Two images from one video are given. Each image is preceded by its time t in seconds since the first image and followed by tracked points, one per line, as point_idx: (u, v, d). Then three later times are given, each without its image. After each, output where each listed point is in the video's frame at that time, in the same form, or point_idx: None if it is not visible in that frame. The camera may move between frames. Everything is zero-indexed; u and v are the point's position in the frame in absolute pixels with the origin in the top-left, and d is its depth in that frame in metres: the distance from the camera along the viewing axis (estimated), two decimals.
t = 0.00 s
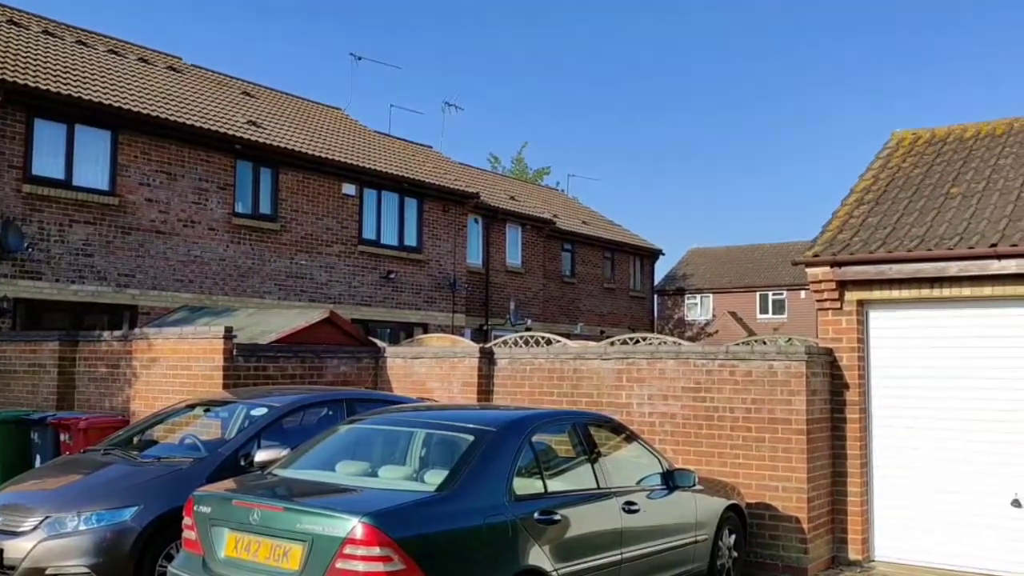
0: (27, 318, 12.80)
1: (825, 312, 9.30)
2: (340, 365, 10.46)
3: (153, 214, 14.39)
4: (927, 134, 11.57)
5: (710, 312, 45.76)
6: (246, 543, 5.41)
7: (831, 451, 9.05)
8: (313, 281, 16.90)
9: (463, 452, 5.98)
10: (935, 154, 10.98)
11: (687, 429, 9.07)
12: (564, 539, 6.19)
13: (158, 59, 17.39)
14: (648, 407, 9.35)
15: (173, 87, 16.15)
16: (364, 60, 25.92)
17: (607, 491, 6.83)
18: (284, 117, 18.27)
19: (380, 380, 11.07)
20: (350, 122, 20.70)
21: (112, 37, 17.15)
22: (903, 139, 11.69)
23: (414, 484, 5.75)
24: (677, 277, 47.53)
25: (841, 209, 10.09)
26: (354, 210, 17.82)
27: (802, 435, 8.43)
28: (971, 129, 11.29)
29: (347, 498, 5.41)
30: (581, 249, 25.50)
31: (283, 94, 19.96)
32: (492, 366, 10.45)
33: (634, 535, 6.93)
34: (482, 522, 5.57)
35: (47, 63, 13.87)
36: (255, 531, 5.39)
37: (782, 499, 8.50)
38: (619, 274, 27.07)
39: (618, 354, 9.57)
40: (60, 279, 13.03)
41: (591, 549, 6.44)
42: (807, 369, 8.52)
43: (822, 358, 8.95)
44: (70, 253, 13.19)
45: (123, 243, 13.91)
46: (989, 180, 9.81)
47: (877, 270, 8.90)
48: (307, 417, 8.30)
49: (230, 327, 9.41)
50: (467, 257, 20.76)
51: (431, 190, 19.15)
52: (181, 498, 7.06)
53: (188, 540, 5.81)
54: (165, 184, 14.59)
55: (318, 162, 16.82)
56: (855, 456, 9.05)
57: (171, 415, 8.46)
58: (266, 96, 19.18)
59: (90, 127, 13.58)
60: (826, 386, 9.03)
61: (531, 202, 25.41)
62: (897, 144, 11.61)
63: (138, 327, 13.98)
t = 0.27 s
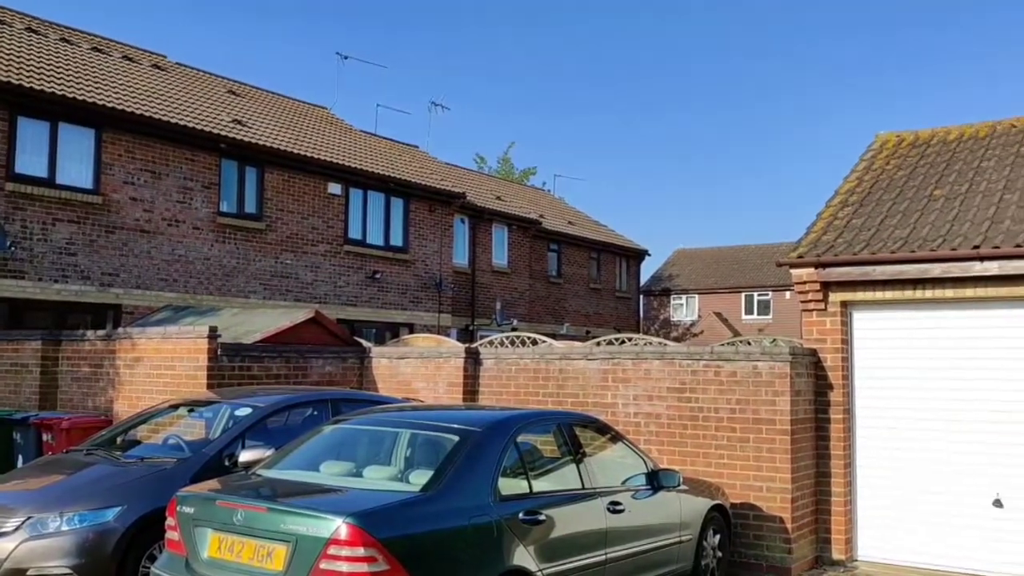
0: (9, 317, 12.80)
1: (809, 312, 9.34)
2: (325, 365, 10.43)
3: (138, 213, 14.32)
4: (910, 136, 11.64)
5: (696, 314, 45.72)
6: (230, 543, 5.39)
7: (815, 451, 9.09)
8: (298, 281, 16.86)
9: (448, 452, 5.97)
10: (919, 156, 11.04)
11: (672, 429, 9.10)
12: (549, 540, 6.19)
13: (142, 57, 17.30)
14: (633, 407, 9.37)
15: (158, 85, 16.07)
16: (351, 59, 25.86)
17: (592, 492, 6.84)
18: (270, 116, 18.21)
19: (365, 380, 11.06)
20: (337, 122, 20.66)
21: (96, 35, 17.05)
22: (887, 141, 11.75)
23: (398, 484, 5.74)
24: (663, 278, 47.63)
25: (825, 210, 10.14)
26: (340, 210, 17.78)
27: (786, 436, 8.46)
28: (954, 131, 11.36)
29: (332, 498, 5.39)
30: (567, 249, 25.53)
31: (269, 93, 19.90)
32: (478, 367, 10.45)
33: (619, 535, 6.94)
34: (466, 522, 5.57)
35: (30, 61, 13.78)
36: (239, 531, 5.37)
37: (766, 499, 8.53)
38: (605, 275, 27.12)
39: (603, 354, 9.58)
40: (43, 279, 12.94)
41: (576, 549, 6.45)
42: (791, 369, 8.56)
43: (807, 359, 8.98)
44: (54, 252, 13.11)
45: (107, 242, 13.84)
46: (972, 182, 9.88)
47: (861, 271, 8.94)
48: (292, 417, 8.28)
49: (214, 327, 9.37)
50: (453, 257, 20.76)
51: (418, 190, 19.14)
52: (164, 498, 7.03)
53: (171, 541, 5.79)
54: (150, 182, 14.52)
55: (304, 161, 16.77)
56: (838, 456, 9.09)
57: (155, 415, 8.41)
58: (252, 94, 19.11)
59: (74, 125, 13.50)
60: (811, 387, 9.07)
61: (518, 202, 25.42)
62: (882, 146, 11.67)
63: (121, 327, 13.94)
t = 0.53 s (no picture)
0: None
1: (795, 312, 9.38)
2: (311, 364, 10.40)
3: (122, 211, 14.25)
4: (895, 137, 11.71)
5: (682, 313, 45.91)
6: (214, 543, 5.37)
7: (800, 450, 9.13)
8: (284, 280, 16.81)
9: (434, 452, 5.97)
10: (904, 157, 11.10)
11: (658, 429, 9.11)
12: (535, 539, 6.19)
13: (127, 54, 17.20)
14: (619, 407, 9.38)
15: (143, 83, 15.99)
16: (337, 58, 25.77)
17: (578, 491, 6.85)
18: (256, 114, 18.14)
19: (351, 379, 11.04)
20: (324, 121, 20.60)
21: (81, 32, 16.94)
22: (872, 142, 11.82)
23: (384, 484, 5.72)
24: (649, 278, 47.72)
25: (811, 211, 10.18)
26: (326, 209, 17.74)
27: (771, 435, 8.49)
28: (938, 133, 11.43)
29: (318, 498, 5.38)
30: (554, 249, 25.55)
31: (256, 92, 19.82)
32: (464, 366, 10.44)
33: (605, 534, 6.95)
34: (452, 522, 5.57)
35: (14, 58, 13.67)
36: (224, 531, 5.35)
37: (752, 499, 8.56)
38: (591, 275, 27.15)
39: (590, 354, 9.59)
40: (27, 277, 12.85)
41: (562, 549, 6.45)
42: (777, 369, 8.59)
43: (792, 359, 9.02)
44: (37, 250, 13.01)
45: (91, 240, 13.76)
46: (956, 184, 9.94)
47: (846, 272, 8.99)
48: (278, 417, 8.25)
49: (199, 326, 9.32)
50: (440, 257, 20.73)
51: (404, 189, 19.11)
52: (148, 498, 6.99)
53: (156, 541, 5.76)
54: (135, 181, 14.44)
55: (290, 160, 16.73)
56: (823, 456, 9.13)
57: (139, 415, 8.38)
58: (238, 93, 19.04)
59: (58, 122, 13.41)
60: (796, 387, 9.10)
61: (505, 202, 25.41)
62: (867, 147, 11.74)
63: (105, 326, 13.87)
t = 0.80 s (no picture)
0: None
1: (781, 312, 9.42)
2: (297, 363, 10.37)
3: (108, 209, 14.17)
4: (881, 138, 11.77)
5: (669, 313, 46.06)
6: (200, 543, 5.35)
7: (786, 449, 9.16)
8: (271, 279, 16.77)
9: (421, 451, 5.96)
10: (890, 157, 11.16)
11: (645, 428, 9.13)
12: (522, 538, 6.19)
13: (113, 52, 17.10)
14: (607, 406, 9.40)
15: (129, 80, 15.90)
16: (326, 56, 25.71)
17: (565, 490, 6.86)
18: (243, 112, 18.07)
19: (338, 379, 11.02)
20: (311, 119, 20.55)
21: (66, 29, 16.84)
22: (858, 142, 11.87)
23: (371, 483, 5.71)
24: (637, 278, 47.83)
25: (797, 210, 10.22)
26: (314, 207, 17.70)
27: (758, 434, 8.52)
28: (924, 133, 11.49)
29: (304, 497, 5.36)
30: (542, 248, 25.57)
31: (243, 90, 19.75)
32: (451, 365, 10.44)
33: (592, 533, 6.96)
34: (439, 521, 5.56)
35: None
36: (209, 531, 5.32)
37: (738, 498, 8.59)
38: (579, 274, 27.19)
39: (577, 353, 9.60)
40: (12, 275, 12.76)
41: (549, 548, 6.46)
42: (763, 368, 8.62)
43: (778, 358, 9.05)
44: (22, 248, 12.93)
45: (76, 238, 13.68)
46: (941, 184, 9.99)
47: (832, 271, 9.02)
48: (264, 416, 8.23)
49: (185, 325, 9.28)
50: (428, 256, 20.72)
51: (392, 188, 19.09)
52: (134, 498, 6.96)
53: (140, 541, 5.73)
54: (120, 178, 14.37)
55: (277, 158, 16.68)
56: (809, 455, 9.17)
57: (125, 414, 8.34)
58: (225, 91, 18.97)
59: (43, 119, 13.32)
60: (782, 386, 9.13)
61: (493, 201, 25.41)
62: (853, 147, 11.79)
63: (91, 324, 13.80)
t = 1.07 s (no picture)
0: None
1: (766, 311, 9.46)
2: (282, 361, 10.34)
3: (92, 206, 14.09)
4: (866, 137, 11.83)
5: (655, 311, 46.21)
6: (184, 541, 5.33)
7: (770, 447, 9.20)
8: (256, 276, 16.71)
9: (406, 449, 5.95)
10: (874, 156, 11.23)
11: (630, 426, 9.16)
12: (507, 536, 6.20)
13: (97, 48, 16.99)
14: (592, 404, 9.42)
15: (113, 77, 15.81)
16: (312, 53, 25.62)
17: (550, 488, 6.87)
18: (228, 109, 18.00)
19: (323, 376, 11.00)
20: (297, 116, 20.49)
21: (50, 25, 16.71)
22: (843, 142, 11.93)
23: (356, 481, 5.70)
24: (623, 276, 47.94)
25: (782, 210, 10.26)
26: (299, 205, 17.65)
27: (742, 432, 8.56)
28: (908, 133, 11.56)
29: (288, 496, 5.34)
30: (528, 247, 25.58)
31: (228, 87, 19.67)
32: (437, 363, 10.43)
33: (577, 531, 6.98)
34: (424, 519, 5.56)
35: None
36: (193, 529, 5.30)
37: (723, 495, 8.63)
38: (565, 272, 27.22)
39: (563, 351, 9.62)
40: None
41: (534, 545, 6.47)
42: (748, 366, 8.66)
43: (763, 356, 9.09)
44: (5, 245, 12.84)
45: (59, 235, 13.59)
46: (924, 184, 10.06)
47: (816, 270, 9.07)
48: (248, 414, 8.20)
49: (169, 322, 9.24)
50: (414, 254, 20.70)
51: (377, 186, 19.07)
52: (117, 496, 6.92)
53: (124, 539, 5.70)
54: (104, 175, 14.28)
55: (262, 155, 16.63)
56: (792, 453, 9.22)
57: (108, 412, 8.30)
58: (210, 87, 18.88)
59: (26, 116, 13.23)
60: (767, 384, 9.18)
61: (479, 199, 25.41)
62: (838, 146, 11.85)
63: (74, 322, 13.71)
